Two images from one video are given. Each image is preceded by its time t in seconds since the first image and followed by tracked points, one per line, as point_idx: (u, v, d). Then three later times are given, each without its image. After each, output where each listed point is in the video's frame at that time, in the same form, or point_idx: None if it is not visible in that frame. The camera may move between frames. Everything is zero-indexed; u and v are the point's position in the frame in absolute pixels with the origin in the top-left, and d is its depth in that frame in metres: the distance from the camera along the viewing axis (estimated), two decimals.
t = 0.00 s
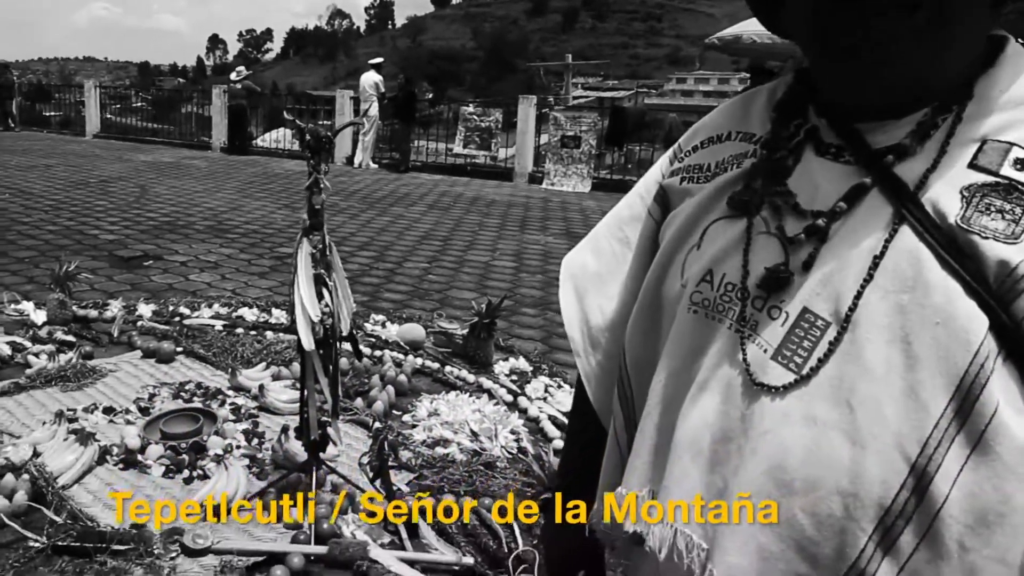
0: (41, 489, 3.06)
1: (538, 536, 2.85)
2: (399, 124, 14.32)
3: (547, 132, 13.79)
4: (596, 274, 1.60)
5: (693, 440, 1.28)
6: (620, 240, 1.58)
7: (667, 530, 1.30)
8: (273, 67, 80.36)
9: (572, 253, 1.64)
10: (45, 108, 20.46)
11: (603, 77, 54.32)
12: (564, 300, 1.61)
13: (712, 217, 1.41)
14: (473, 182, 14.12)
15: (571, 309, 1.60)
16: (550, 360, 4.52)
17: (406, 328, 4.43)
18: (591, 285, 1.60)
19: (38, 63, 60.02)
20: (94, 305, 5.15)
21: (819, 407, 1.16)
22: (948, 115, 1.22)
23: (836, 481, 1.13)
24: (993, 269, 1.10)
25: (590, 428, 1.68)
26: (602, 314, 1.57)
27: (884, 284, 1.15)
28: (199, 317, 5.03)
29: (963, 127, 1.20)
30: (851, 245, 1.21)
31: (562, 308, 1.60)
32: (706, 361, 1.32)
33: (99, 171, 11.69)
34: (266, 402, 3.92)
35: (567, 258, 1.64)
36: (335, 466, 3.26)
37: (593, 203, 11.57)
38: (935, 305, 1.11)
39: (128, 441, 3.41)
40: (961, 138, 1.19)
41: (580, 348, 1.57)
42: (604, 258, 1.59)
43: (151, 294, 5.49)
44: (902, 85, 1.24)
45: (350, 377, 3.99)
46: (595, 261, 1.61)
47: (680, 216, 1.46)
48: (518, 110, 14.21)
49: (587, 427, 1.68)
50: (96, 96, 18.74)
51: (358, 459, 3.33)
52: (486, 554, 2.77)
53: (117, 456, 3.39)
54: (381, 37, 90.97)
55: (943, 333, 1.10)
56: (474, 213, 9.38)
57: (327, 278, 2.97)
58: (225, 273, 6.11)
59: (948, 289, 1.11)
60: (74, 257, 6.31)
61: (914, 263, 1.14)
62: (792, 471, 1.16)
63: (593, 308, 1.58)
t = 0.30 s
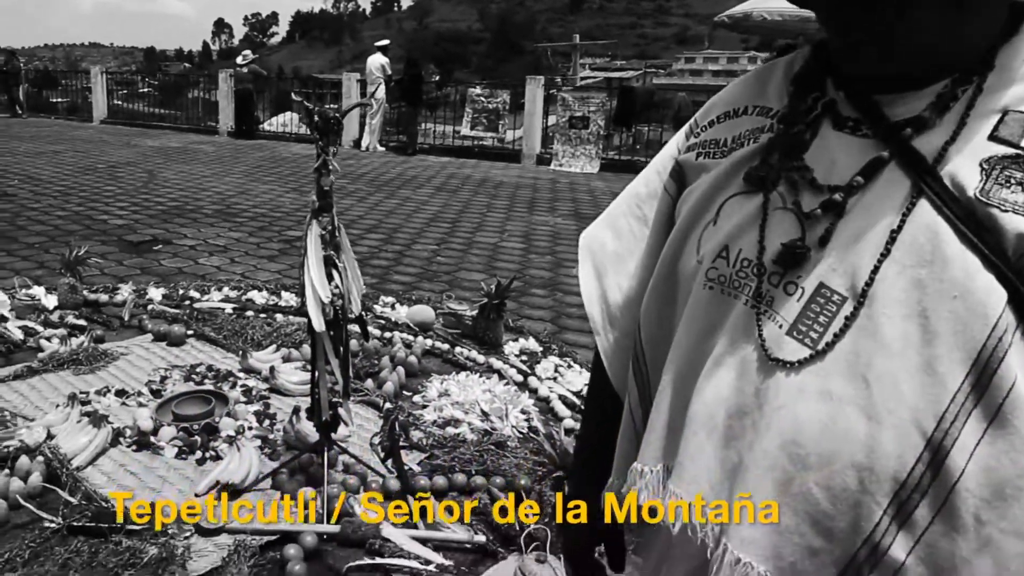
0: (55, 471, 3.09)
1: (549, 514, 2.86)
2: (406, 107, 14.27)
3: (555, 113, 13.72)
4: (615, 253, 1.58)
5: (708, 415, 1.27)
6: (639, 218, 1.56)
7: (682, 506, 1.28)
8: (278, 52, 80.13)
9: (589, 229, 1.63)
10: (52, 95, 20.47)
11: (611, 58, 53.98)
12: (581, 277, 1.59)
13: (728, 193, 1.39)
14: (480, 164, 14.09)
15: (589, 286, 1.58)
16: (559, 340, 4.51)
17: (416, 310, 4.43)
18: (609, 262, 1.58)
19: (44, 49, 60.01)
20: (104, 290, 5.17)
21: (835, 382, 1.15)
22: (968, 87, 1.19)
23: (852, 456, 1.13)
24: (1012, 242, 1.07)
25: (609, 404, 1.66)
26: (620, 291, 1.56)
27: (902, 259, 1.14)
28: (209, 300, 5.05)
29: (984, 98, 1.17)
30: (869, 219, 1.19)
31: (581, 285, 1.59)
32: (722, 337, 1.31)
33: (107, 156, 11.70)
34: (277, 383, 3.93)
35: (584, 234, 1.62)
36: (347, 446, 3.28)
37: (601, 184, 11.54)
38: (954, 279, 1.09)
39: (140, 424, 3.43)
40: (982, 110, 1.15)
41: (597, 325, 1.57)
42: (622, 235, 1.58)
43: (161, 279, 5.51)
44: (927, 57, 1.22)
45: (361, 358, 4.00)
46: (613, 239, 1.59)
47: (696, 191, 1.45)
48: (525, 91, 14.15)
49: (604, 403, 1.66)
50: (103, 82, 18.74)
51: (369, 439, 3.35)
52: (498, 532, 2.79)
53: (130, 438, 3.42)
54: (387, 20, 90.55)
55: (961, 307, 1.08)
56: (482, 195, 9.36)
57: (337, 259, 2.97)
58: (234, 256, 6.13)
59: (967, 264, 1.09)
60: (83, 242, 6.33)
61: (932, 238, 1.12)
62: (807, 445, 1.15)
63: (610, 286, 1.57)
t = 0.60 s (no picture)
0: (65, 455, 3.10)
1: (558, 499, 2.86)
2: (413, 94, 14.25)
3: (563, 99, 13.68)
4: (628, 236, 1.58)
5: (716, 397, 1.27)
6: (651, 202, 1.57)
7: (688, 487, 1.29)
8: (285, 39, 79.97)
9: (603, 214, 1.63)
10: (59, 82, 20.49)
11: (618, 45, 53.71)
12: (596, 261, 1.60)
13: (739, 176, 1.38)
14: (488, 151, 14.07)
15: (603, 270, 1.60)
16: (567, 327, 4.51)
17: (423, 296, 4.42)
18: (622, 246, 1.58)
19: (50, 37, 60.04)
20: (113, 276, 5.18)
21: (841, 365, 1.14)
22: (982, 67, 1.16)
23: (857, 438, 1.12)
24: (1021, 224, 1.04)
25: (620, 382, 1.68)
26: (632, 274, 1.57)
27: (911, 242, 1.12)
28: (217, 286, 5.06)
29: (997, 79, 1.14)
30: (880, 201, 1.17)
31: (595, 270, 1.60)
32: (730, 319, 1.30)
33: (115, 143, 11.72)
34: (285, 369, 3.94)
35: (598, 219, 1.63)
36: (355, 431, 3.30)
37: (610, 170, 11.51)
38: (962, 261, 1.07)
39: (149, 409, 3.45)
40: (994, 91, 1.13)
41: (611, 308, 1.58)
42: (636, 219, 1.58)
43: (169, 265, 5.52)
44: (940, 38, 1.18)
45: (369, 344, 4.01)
46: (627, 223, 1.59)
47: (707, 175, 1.44)
48: (533, 77, 14.11)
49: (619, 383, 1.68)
50: (110, 70, 18.76)
51: (377, 424, 3.36)
52: (506, 517, 2.80)
53: (139, 423, 3.43)
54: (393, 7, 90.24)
55: (970, 289, 1.06)
56: (490, 181, 9.35)
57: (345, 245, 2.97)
58: (242, 243, 6.14)
59: (975, 246, 1.07)
60: (92, 229, 6.35)
61: (940, 219, 1.10)
62: (812, 427, 1.15)
63: (623, 269, 1.57)
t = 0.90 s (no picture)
0: (75, 441, 3.12)
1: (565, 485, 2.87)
2: (420, 82, 14.21)
3: (570, 87, 13.63)
4: (639, 222, 1.57)
5: (722, 377, 1.26)
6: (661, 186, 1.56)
7: (692, 466, 1.28)
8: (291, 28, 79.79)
9: (614, 200, 1.62)
10: (66, 71, 20.50)
11: (625, 33, 53.44)
12: (606, 246, 1.59)
13: (748, 159, 1.37)
14: (495, 139, 14.03)
15: (613, 255, 1.59)
16: (575, 314, 4.51)
17: (430, 284, 4.42)
18: (633, 232, 1.58)
19: (57, 25, 60.05)
20: (120, 263, 5.19)
21: (846, 343, 1.14)
22: (991, 48, 1.15)
23: (862, 416, 1.12)
24: None
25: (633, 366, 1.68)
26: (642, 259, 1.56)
27: (917, 222, 1.12)
28: (224, 274, 5.07)
29: (1006, 58, 1.13)
30: (887, 180, 1.17)
31: (604, 254, 1.59)
32: (736, 300, 1.29)
33: (122, 131, 11.74)
34: (292, 356, 3.95)
35: (609, 204, 1.62)
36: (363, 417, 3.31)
37: (617, 158, 11.47)
38: (967, 240, 1.07)
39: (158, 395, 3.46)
40: (1003, 70, 1.13)
41: (618, 291, 1.56)
42: (648, 205, 1.57)
43: (176, 253, 5.53)
44: (950, 21, 1.16)
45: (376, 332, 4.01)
46: (639, 209, 1.59)
47: (716, 158, 1.43)
48: (540, 65, 14.05)
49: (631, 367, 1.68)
50: (116, 58, 18.74)
51: (384, 411, 3.37)
52: (513, 504, 2.80)
53: (148, 410, 3.44)
54: None
55: (974, 267, 1.06)
56: (497, 169, 9.34)
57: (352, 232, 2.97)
58: (248, 231, 6.14)
59: (981, 225, 1.07)
60: (99, 216, 6.36)
61: (947, 198, 1.10)
62: (817, 405, 1.15)
63: (632, 254, 1.56)
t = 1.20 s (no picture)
0: (84, 427, 3.13)
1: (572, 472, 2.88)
2: (426, 70, 14.17)
3: (577, 76, 13.60)
4: (656, 216, 1.56)
5: (719, 363, 1.24)
6: (675, 179, 1.55)
7: (693, 450, 1.26)
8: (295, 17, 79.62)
9: (637, 196, 1.63)
10: (71, 60, 20.50)
11: (631, 21, 53.22)
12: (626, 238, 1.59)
13: (748, 150, 1.36)
14: (502, 128, 14.00)
15: (630, 245, 1.58)
16: (582, 302, 4.50)
17: (436, 272, 4.42)
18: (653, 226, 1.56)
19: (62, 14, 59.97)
20: (128, 251, 5.20)
21: (836, 325, 1.13)
22: (980, 31, 1.14)
23: (851, 398, 1.11)
24: (1006, 182, 1.04)
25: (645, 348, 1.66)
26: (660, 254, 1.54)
27: (902, 206, 1.10)
28: (231, 262, 5.08)
29: (993, 42, 1.12)
30: (875, 168, 1.15)
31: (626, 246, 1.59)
32: (734, 287, 1.28)
33: (128, 120, 11.75)
34: (299, 343, 3.96)
35: (632, 201, 1.63)
36: (370, 404, 3.33)
37: (624, 147, 11.46)
38: (949, 223, 1.06)
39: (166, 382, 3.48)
40: (991, 53, 1.11)
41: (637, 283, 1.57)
42: (665, 198, 1.56)
43: (183, 241, 5.54)
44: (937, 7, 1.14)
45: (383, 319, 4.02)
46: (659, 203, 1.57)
47: (718, 150, 1.42)
48: (547, 53, 14.01)
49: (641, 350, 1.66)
50: (123, 47, 18.72)
51: (392, 398, 3.38)
52: (519, 490, 2.81)
53: (156, 396, 3.46)
54: None
55: (956, 250, 1.06)
56: (503, 158, 9.33)
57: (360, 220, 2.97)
58: (255, 219, 6.14)
59: (963, 208, 1.06)
60: (107, 204, 6.37)
61: (930, 182, 1.09)
62: (807, 387, 1.14)
63: (647, 246, 1.55)
